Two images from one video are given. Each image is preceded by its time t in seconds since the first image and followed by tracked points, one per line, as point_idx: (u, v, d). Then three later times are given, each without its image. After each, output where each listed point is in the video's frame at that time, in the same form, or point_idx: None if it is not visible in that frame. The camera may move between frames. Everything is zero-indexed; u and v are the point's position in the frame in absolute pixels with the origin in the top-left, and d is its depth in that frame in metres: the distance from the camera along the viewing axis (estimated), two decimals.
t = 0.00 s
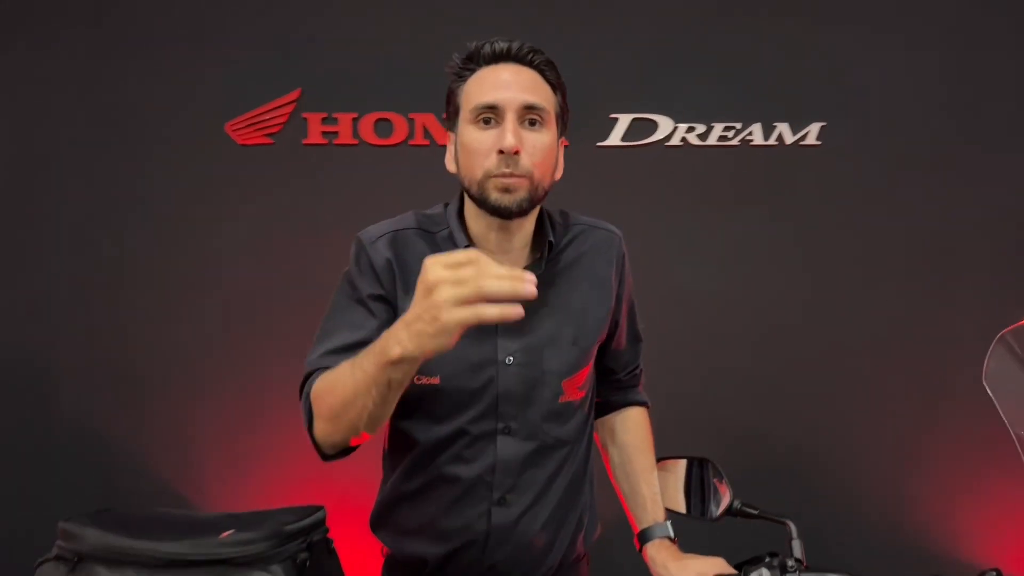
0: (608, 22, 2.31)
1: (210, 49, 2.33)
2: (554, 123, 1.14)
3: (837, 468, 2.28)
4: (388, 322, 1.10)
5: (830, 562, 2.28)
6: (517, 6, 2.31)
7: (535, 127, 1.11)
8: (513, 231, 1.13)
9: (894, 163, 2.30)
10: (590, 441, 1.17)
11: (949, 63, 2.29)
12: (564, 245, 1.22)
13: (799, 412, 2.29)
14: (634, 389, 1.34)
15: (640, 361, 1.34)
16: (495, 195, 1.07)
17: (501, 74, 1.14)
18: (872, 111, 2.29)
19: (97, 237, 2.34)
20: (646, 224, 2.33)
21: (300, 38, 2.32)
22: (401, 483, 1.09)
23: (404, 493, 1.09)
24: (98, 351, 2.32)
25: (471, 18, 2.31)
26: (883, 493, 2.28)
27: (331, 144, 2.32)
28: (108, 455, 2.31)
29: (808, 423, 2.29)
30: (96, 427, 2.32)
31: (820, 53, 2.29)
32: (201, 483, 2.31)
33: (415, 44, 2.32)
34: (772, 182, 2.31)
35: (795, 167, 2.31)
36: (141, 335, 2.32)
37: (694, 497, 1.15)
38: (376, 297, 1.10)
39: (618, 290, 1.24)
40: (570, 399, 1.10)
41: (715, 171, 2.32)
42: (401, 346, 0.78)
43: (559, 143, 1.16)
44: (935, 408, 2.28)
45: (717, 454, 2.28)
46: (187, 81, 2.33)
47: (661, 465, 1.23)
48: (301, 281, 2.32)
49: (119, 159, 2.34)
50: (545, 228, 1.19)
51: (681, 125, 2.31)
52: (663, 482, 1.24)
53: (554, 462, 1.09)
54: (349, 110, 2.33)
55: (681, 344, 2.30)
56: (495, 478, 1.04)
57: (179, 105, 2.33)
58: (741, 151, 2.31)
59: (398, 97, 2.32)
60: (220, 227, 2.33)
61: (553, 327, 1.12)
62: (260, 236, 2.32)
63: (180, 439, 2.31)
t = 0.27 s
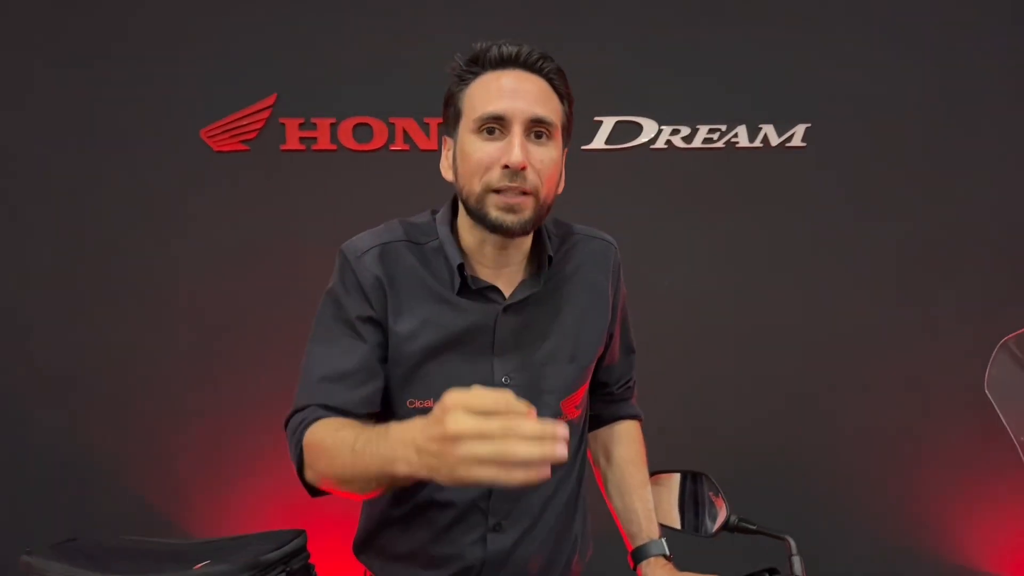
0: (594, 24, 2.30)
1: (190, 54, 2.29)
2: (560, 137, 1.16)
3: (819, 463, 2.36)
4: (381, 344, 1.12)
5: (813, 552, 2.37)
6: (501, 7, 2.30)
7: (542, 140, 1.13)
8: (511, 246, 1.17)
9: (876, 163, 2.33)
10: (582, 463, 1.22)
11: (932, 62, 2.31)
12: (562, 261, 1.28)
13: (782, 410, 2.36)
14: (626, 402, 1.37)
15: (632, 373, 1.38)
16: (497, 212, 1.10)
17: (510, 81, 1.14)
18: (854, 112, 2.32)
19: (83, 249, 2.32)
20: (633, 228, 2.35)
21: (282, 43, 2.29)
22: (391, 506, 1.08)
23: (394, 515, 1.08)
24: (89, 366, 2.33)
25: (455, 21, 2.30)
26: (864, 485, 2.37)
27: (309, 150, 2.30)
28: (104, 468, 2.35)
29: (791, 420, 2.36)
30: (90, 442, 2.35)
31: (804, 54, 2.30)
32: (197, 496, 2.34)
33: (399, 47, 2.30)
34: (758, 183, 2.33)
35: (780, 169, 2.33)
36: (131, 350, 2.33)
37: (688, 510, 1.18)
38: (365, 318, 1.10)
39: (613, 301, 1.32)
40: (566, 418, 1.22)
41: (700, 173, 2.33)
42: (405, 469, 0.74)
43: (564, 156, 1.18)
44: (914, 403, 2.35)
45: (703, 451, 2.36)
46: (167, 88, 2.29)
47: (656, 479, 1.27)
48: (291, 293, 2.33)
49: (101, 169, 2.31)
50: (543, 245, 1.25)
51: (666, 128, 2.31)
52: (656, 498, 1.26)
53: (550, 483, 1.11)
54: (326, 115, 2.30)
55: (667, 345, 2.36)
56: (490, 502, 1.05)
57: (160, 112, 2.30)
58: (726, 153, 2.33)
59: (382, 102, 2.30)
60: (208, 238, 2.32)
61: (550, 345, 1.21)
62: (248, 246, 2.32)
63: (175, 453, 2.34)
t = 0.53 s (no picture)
0: (588, 24, 2.27)
1: (176, 53, 2.24)
2: (550, 133, 1.13)
3: (817, 468, 2.34)
4: (364, 358, 1.08)
5: (811, 557, 2.35)
6: (493, 7, 2.27)
7: (531, 135, 1.10)
8: (503, 247, 1.13)
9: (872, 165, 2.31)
10: (579, 477, 1.25)
11: (927, 63, 2.29)
12: (555, 266, 1.25)
13: (779, 415, 2.34)
14: (622, 411, 1.35)
15: (629, 380, 1.35)
16: (487, 210, 1.07)
17: (497, 75, 1.11)
18: (850, 114, 2.30)
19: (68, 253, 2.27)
20: (628, 230, 2.32)
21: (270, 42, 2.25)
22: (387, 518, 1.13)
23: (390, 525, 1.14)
24: (73, 373, 2.28)
25: (447, 21, 2.27)
26: (862, 490, 2.35)
27: (299, 152, 2.26)
28: (90, 478, 2.30)
29: (789, 425, 2.34)
30: (75, 451, 2.29)
31: (800, 54, 2.28)
32: (185, 505, 2.30)
33: (390, 46, 2.26)
34: (753, 185, 2.31)
35: (776, 170, 2.30)
36: (116, 356, 2.28)
37: (686, 521, 1.21)
38: (345, 336, 1.07)
39: (609, 306, 1.29)
40: (562, 428, 1.19)
41: (695, 175, 2.31)
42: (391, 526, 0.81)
43: (555, 153, 1.15)
44: (911, 406, 2.34)
45: (700, 457, 2.33)
46: (153, 88, 2.24)
47: (651, 490, 1.28)
48: (280, 298, 2.29)
49: (86, 171, 2.26)
50: (535, 247, 1.22)
51: (661, 129, 2.28)
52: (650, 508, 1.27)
53: (541, 496, 1.17)
54: (316, 115, 2.26)
55: (663, 350, 2.33)
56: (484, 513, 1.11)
57: (146, 113, 2.25)
58: (721, 155, 2.30)
59: (373, 102, 2.27)
60: (195, 241, 2.28)
61: (544, 353, 1.18)
62: (236, 250, 2.28)
63: (162, 463, 2.30)
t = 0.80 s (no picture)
0: (592, 27, 2.25)
1: (177, 54, 2.23)
2: (545, 126, 1.11)
3: (822, 479, 2.30)
4: (359, 367, 1.05)
5: (816, 569, 2.31)
6: (496, 10, 2.25)
7: (527, 126, 1.08)
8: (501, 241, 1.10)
9: (879, 172, 2.28)
10: (582, 492, 1.19)
11: (935, 69, 2.27)
12: (555, 271, 1.22)
13: (784, 424, 2.30)
14: (624, 421, 1.31)
15: (631, 390, 1.32)
16: (483, 200, 1.03)
17: (491, 68, 1.10)
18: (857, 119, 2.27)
19: (67, 254, 2.25)
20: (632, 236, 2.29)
21: (272, 44, 2.24)
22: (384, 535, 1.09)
23: (386, 543, 1.09)
24: (70, 376, 2.26)
25: (450, 23, 2.25)
26: (867, 501, 2.31)
27: (299, 154, 2.24)
28: (86, 482, 2.27)
29: (793, 434, 2.30)
30: (72, 454, 2.27)
31: (805, 60, 2.26)
32: (181, 511, 2.27)
33: (392, 49, 2.25)
34: (758, 192, 2.28)
35: (781, 176, 2.28)
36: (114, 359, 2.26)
37: (687, 535, 1.19)
38: (339, 342, 1.04)
39: (611, 313, 1.26)
40: (563, 438, 1.14)
41: (699, 181, 2.28)
42: (388, 472, 0.71)
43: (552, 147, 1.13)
44: (918, 416, 2.30)
45: (703, 467, 2.29)
46: (154, 88, 2.23)
47: (652, 504, 1.27)
48: (279, 302, 2.27)
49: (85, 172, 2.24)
50: (531, 247, 1.19)
51: (665, 134, 2.26)
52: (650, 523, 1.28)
53: (543, 511, 1.12)
54: (317, 118, 2.25)
55: (666, 357, 2.30)
56: (482, 529, 1.06)
57: (146, 113, 2.23)
58: (726, 160, 2.28)
59: (374, 105, 2.25)
60: (194, 243, 2.25)
61: (544, 361, 1.15)
62: (235, 253, 2.26)
63: (158, 468, 2.27)
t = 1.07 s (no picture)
0: (585, 37, 2.26)
1: (166, 58, 2.21)
2: (546, 130, 1.10)
3: (810, 488, 2.32)
4: (363, 365, 1.03)
5: None
6: (489, 18, 2.26)
7: (529, 128, 1.07)
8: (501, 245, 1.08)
9: (868, 184, 2.30)
10: (575, 506, 1.20)
11: (922, 83, 2.30)
12: (553, 281, 1.25)
13: (773, 434, 2.31)
14: (611, 436, 1.32)
15: (620, 403, 1.33)
16: (485, 200, 1.01)
17: (491, 72, 1.09)
18: (845, 132, 2.30)
19: (50, 258, 2.21)
20: (623, 245, 2.30)
21: (263, 48, 2.22)
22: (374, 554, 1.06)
23: (376, 560, 1.06)
24: (51, 382, 2.21)
25: (443, 31, 2.25)
26: (854, 510, 2.33)
27: (289, 160, 2.23)
28: (68, 491, 2.23)
29: (782, 444, 2.31)
30: (54, 462, 2.22)
31: (795, 72, 2.28)
32: (167, 518, 2.24)
33: (385, 56, 2.24)
34: (748, 202, 2.29)
35: (771, 187, 2.29)
36: (98, 365, 2.22)
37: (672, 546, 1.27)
38: (345, 338, 1.01)
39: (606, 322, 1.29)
40: (559, 452, 1.14)
41: (690, 191, 2.29)
42: (434, 417, 0.71)
43: (553, 150, 1.12)
44: (905, 427, 2.32)
45: (692, 477, 2.30)
46: (142, 91, 2.20)
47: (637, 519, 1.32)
48: (269, 307, 2.25)
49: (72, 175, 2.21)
50: (533, 255, 1.20)
51: (656, 144, 2.27)
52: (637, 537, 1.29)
53: (538, 524, 1.12)
54: (308, 123, 2.23)
55: (657, 366, 2.30)
56: (478, 546, 1.04)
57: (134, 116, 2.20)
58: (717, 171, 2.29)
59: (366, 111, 2.24)
60: (181, 248, 2.22)
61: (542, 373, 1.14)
62: (223, 258, 2.23)
63: (145, 474, 2.23)
